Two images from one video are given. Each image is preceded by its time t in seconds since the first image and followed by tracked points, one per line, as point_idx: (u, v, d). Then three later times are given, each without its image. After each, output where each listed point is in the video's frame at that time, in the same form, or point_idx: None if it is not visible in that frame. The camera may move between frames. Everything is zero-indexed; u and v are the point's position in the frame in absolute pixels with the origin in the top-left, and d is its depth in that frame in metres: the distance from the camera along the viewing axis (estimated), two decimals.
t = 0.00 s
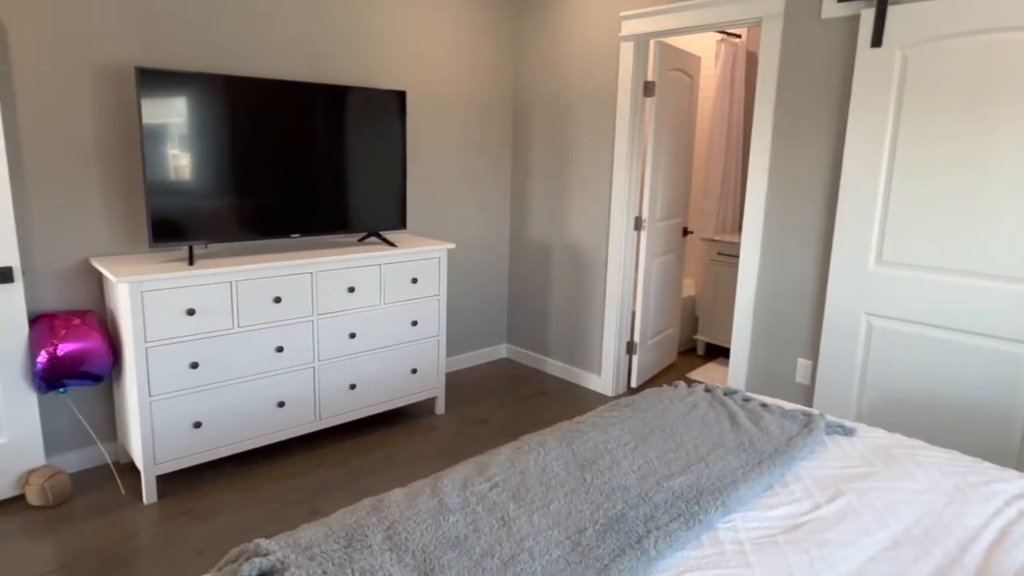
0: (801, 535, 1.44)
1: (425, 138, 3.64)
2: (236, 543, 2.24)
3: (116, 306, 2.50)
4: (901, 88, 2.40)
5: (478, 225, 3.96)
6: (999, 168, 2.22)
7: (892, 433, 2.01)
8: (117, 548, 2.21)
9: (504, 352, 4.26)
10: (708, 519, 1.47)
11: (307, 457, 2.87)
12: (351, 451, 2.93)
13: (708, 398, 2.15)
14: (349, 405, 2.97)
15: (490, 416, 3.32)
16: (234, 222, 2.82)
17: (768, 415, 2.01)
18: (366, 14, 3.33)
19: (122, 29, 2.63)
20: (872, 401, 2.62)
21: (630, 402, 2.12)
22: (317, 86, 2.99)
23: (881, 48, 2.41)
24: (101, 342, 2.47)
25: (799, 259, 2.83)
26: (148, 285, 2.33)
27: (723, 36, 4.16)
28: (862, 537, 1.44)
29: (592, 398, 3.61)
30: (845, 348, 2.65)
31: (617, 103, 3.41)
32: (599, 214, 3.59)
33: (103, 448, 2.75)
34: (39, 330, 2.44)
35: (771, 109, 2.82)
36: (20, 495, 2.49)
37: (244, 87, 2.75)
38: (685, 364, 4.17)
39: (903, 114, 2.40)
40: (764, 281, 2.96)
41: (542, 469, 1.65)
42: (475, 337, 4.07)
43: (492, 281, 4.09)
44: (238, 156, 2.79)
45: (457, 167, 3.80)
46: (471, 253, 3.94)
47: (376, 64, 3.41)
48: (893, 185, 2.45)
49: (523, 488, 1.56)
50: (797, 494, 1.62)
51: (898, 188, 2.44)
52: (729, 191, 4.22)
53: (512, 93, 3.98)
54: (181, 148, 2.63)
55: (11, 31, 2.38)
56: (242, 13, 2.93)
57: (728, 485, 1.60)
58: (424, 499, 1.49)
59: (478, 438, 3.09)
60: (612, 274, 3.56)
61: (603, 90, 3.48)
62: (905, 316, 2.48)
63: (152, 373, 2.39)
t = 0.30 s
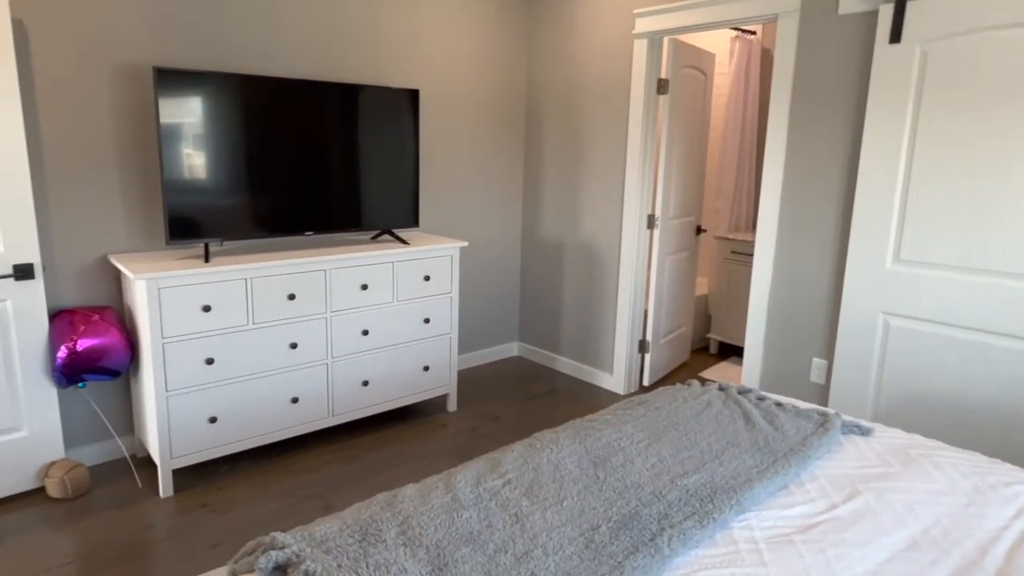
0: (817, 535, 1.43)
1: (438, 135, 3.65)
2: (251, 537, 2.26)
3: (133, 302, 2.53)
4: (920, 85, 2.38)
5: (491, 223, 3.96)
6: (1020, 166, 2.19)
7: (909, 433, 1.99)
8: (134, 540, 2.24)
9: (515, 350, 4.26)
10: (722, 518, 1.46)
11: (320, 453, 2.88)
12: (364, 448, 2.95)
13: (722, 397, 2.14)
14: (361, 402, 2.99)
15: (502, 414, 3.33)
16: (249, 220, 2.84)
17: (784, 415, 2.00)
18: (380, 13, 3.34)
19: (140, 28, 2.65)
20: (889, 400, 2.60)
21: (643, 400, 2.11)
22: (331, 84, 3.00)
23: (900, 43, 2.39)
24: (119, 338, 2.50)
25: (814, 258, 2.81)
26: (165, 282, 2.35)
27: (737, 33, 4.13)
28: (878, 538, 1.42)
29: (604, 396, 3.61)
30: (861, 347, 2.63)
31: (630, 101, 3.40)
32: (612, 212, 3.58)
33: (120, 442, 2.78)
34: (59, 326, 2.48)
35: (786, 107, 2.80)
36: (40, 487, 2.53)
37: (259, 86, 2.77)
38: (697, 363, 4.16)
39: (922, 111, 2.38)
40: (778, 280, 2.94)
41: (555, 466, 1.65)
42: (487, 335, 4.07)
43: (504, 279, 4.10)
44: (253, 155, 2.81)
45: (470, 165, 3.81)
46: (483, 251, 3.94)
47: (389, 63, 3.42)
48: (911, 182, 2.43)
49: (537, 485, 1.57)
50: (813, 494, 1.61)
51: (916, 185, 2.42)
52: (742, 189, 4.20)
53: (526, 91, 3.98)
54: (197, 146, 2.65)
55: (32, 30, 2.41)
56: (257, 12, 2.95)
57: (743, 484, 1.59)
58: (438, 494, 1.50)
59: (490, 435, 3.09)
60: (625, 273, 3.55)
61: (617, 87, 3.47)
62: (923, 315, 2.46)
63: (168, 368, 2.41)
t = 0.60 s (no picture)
0: (829, 534, 1.42)
1: (449, 134, 3.66)
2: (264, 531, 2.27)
3: (147, 299, 2.55)
4: (936, 81, 2.35)
5: (501, 222, 3.97)
6: None
7: (923, 433, 1.98)
8: (149, 533, 2.26)
9: (525, 349, 4.26)
10: (734, 516, 1.45)
11: (331, 449, 2.90)
12: (375, 444, 2.96)
13: (733, 395, 2.13)
14: (372, 399, 3.00)
15: (513, 412, 3.33)
16: (260, 218, 2.86)
17: (796, 414, 1.99)
18: (392, 11, 3.36)
19: (154, 27, 2.68)
20: (903, 400, 2.58)
21: (653, 398, 2.11)
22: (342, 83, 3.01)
23: (915, 40, 2.37)
24: (134, 334, 2.52)
25: (827, 256, 2.79)
26: (179, 279, 2.37)
27: (749, 30, 4.11)
28: (892, 538, 1.41)
29: (614, 395, 3.60)
30: (874, 346, 2.61)
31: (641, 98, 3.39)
32: (623, 210, 3.57)
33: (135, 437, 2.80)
34: (75, 322, 2.50)
35: (799, 104, 2.78)
36: (56, 481, 2.56)
37: (271, 84, 2.78)
38: (708, 362, 4.14)
39: (937, 108, 2.36)
40: (790, 278, 2.92)
41: (565, 464, 1.65)
42: (497, 333, 4.07)
43: (515, 277, 4.10)
44: (265, 153, 2.83)
45: (481, 163, 3.82)
46: (493, 249, 3.95)
47: (401, 61, 3.43)
48: (927, 179, 2.41)
49: (547, 482, 1.57)
50: (825, 493, 1.60)
51: (931, 183, 2.40)
52: (754, 187, 4.18)
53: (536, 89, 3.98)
54: (210, 144, 2.67)
55: (49, 29, 2.44)
56: (270, 10, 2.96)
57: (755, 483, 1.58)
58: (449, 490, 1.50)
59: (500, 433, 3.10)
60: (635, 271, 3.54)
61: (628, 85, 3.46)
62: (937, 314, 2.44)
63: (182, 364, 2.43)
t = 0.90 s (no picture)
0: (839, 533, 1.41)
1: (456, 132, 3.66)
2: (272, 527, 2.28)
3: (157, 296, 2.57)
4: (947, 78, 2.34)
5: (509, 221, 3.97)
6: None
7: (934, 433, 1.96)
8: (159, 529, 2.27)
9: (533, 348, 4.26)
10: (742, 514, 1.45)
11: (339, 447, 2.91)
12: (383, 442, 2.97)
13: (742, 394, 2.12)
14: (380, 396, 3.01)
15: (520, 410, 3.34)
16: (269, 216, 2.87)
17: (805, 413, 1.98)
18: (400, 10, 3.37)
19: (165, 26, 2.69)
20: (913, 400, 2.56)
21: (661, 397, 2.10)
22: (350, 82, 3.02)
23: (926, 36, 2.36)
24: (144, 331, 2.54)
25: (836, 255, 2.78)
26: (188, 276, 2.38)
27: (758, 27, 4.10)
28: (902, 538, 1.40)
29: (622, 394, 3.60)
30: (884, 345, 2.60)
31: (648, 96, 3.39)
32: (630, 209, 3.57)
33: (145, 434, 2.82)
34: (86, 319, 2.52)
35: (808, 102, 2.77)
36: (67, 476, 2.58)
37: (280, 83, 2.79)
38: (716, 362, 4.13)
39: (948, 105, 2.35)
40: (798, 277, 2.91)
41: (573, 461, 1.65)
42: (505, 332, 4.08)
43: (522, 276, 4.10)
44: (273, 152, 2.84)
45: (488, 162, 3.82)
46: (501, 248, 3.95)
47: (409, 59, 3.44)
48: (937, 178, 2.40)
49: (555, 479, 1.57)
50: (835, 492, 1.59)
51: (942, 182, 2.39)
52: (763, 186, 4.17)
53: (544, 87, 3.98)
54: (218, 143, 2.68)
55: (61, 28, 2.46)
56: (279, 8, 2.98)
57: (763, 482, 1.57)
58: (456, 487, 1.50)
59: (508, 431, 3.10)
60: (642, 270, 3.54)
61: (636, 83, 3.46)
62: (948, 314, 2.43)
63: (191, 361, 2.44)
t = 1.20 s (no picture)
0: (844, 533, 1.41)
1: (461, 132, 3.67)
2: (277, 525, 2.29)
3: (162, 295, 2.58)
4: (954, 76, 2.33)
5: (513, 220, 3.97)
6: None
7: (941, 433, 1.95)
8: (164, 526, 2.28)
9: (537, 348, 4.26)
10: (747, 513, 1.44)
11: (344, 445, 2.91)
12: (387, 440, 2.97)
13: (747, 394, 2.11)
14: (384, 395, 3.01)
15: (524, 410, 3.33)
16: (273, 215, 2.88)
17: (810, 412, 1.97)
18: (404, 9, 3.37)
19: (170, 26, 2.70)
20: (920, 400, 2.55)
21: (666, 396, 2.10)
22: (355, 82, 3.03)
23: (933, 34, 2.35)
24: (150, 329, 2.55)
25: (842, 254, 2.77)
26: (194, 275, 2.39)
27: (763, 26, 4.09)
28: (908, 538, 1.39)
29: (626, 393, 3.59)
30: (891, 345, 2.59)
31: (653, 95, 3.38)
32: (635, 208, 3.56)
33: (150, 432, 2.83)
34: (91, 317, 2.53)
35: (813, 100, 2.76)
36: (72, 474, 2.58)
37: (285, 83, 2.80)
38: (720, 362, 4.12)
39: (956, 103, 2.34)
40: (804, 277, 2.90)
41: (577, 460, 1.65)
42: (509, 331, 4.08)
43: (526, 276, 4.10)
44: (278, 151, 2.84)
45: (492, 161, 3.82)
46: (505, 247, 3.95)
47: (413, 59, 3.44)
48: (945, 176, 2.39)
49: (559, 478, 1.56)
50: (841, 492, 1.58)
51: (949, 180, 2.38)
52: (768, 185, 4.15)
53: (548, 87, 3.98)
54: (223, 142, 2.69)
55: (67, 28, 2.47)
56: (284, 7, 2.98)
57: (768, 481, 1.57)
58: (460, 484, 1.50)
59: (512, 430, 3.10)
60: (647, 269, 3.53)
61: (640, 82, 3.45)
62: (955, 313, 2.42)
63: (196, 360, 2.45)
